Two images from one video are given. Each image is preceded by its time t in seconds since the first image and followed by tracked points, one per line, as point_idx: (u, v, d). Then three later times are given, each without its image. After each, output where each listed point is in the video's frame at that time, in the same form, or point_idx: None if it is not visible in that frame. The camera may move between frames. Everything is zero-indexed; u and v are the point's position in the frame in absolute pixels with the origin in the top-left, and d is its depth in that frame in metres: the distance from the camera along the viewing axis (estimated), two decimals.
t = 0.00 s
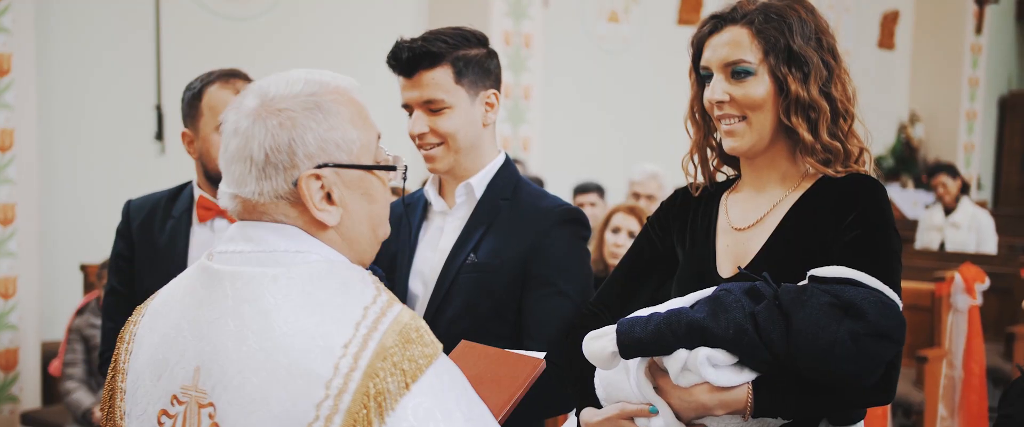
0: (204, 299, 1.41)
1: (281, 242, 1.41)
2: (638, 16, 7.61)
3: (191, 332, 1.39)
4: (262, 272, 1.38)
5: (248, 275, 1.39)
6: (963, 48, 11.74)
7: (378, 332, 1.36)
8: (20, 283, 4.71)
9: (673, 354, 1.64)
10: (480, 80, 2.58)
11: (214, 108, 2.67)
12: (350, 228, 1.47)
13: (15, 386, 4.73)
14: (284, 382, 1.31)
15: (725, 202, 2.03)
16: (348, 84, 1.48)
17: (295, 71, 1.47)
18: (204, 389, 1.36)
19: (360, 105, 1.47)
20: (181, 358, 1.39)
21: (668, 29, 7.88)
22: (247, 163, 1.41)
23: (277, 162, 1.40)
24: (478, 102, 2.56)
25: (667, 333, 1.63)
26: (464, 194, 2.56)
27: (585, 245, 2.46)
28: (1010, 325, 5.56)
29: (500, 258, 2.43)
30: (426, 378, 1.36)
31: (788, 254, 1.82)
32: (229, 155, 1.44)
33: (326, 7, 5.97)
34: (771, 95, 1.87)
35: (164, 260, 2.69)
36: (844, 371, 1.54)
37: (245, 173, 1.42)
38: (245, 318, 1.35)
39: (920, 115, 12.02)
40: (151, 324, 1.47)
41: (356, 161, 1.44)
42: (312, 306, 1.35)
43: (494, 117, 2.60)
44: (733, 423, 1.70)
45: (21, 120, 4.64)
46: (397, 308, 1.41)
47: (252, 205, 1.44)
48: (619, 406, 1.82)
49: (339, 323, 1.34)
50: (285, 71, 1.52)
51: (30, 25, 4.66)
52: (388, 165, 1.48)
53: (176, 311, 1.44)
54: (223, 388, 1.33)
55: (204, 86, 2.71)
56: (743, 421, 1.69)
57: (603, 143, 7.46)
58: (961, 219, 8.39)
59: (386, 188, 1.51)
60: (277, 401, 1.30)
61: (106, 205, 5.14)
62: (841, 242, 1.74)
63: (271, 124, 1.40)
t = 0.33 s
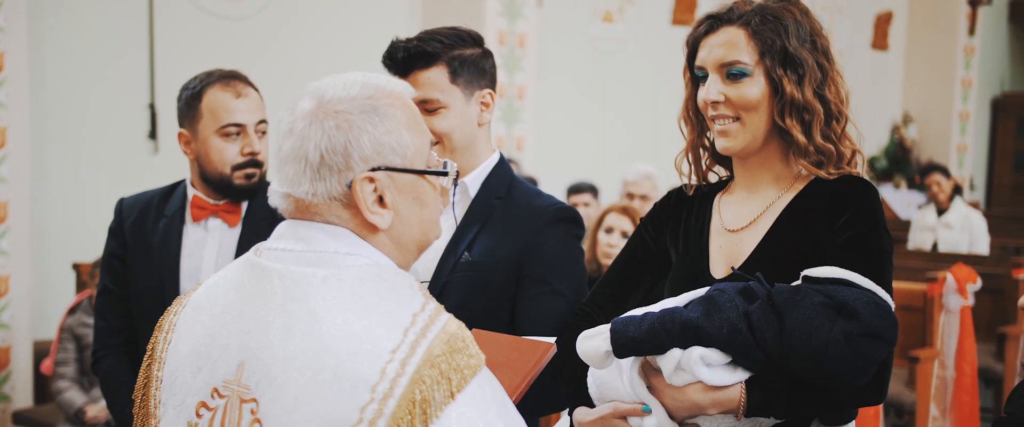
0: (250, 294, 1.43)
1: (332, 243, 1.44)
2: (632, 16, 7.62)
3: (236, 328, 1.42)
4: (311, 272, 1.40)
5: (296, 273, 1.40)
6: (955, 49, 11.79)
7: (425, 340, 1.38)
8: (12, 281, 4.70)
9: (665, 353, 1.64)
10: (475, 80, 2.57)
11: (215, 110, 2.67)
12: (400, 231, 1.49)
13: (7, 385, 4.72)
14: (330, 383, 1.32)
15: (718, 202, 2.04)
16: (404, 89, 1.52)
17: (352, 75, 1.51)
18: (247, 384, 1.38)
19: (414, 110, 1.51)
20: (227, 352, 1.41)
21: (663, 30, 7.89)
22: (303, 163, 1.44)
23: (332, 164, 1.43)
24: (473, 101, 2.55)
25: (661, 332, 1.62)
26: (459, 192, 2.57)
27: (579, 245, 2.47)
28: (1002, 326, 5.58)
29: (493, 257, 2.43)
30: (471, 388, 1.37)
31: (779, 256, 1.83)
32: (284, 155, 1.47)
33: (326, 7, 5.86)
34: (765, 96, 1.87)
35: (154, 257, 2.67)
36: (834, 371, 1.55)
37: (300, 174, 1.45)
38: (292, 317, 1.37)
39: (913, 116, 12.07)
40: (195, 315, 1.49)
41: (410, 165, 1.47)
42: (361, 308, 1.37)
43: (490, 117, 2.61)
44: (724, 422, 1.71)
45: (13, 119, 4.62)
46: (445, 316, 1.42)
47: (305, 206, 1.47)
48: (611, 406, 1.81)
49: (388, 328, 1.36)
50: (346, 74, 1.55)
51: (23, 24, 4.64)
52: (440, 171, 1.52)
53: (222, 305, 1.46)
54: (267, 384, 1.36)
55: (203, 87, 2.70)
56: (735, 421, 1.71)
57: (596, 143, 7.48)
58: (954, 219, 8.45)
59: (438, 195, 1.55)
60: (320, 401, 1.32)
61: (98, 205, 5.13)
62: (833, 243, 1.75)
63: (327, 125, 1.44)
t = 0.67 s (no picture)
0: (255, 288, 1.46)
1: (332, 235, 1.45)
2: (625, 15, 7.61)
3: (245, 319, 1.45)
4: (312, 262, 1.42)
5: (298, 265, 1.43)
6: (948, 50, 11.80)
7: (418, 320, 1.39)
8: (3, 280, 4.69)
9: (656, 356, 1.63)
10: (467, 79, 2.56)
11: (208, 109, 2.66)
12: (399, 223, 1.49)
13: None
14: (328, 365, 1.35)
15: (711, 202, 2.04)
16: (402, 87, 1.51)
17: (353, 74, 1.51)
18: (256, 372, 1.41)
19: (412, 106, 1.50)
20: (237, 344, 1.45)
21: (656, 30, 7.89)
22: (304, 159, 1.45)
23: (331, 158, 1.43)
24: (465, 100, 2.54)
25: (653, 332, 1.61)
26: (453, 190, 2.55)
27: (572, 243, 2.47)
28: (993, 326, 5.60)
29: (488, 256, 2.42)
30: (463, 365, 1.37)
31: (776, 260, 1.83)
32: (286, 152, 1.48)
33: (326, 7, 5.79)
34: (759, 96, 1.87)
35: (149, 256, 2.67)
36: (828, 369, 1.55)
37: (302, 169, 1.46)
38: (294, 305, 1.40)
39: (905, 116, 12.10)
40: (211, 313, 1.53)
41: (407, 158, 1.47)
42: (356, 293, 1.38)
43: (482, 116, 2.58)
44: (717, 422, 1.73)
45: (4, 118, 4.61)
46: (437, 297, 1.43)
47: (307, 199, 1.48)
48: (604, 405, 1.81)
49: (383, 310, 1.38)
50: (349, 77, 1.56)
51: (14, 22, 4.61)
52: (437, 163, 1.51)
53: (233, 300, 1.49)
54: (272, 370, 1.39)
55: (197, 86, 2.70)
56: (727, 420, 1.72)
57: (589, 142, 7.48)
58: (946, 219, 8.45)
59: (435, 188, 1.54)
60: (320, 383, 1.35)
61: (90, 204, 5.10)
62: (826, 243, 1.75)
63: (326, 122, 1.44)
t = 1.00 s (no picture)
0: (252, 275, 1.48)
1: (323, 221, 1.45)
2: (619, 12, 7.60)
3: (243, 306, 1.47)
4: (302, 246, 1.43)
5: (289, 249, 1.44)
6: (940, 47, 11.84)
7: (397, 292, 1.38)
8: None
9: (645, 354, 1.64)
10: (461, 75, 2.55)
11: (199, 104, 2.67)
12: (388, 211, 1.48)
13: None
14: (315, 339, 1.35)
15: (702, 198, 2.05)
16: (392, 83, 1.53)
17: (341, 71, 1.53)
18: (252, 353, 1.42)
19: (398, 100, 1.51)
20: (236, 330, 1.46)
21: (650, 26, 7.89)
22: (294, 150, 1.46)
23: (318, 149, 1.44)
24: (459, 96, 2.53)
25: (644, 330, 1.62)
26: (446, 187, 2.56)
27: (565, 238, 2.46)
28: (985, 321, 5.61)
29: (481, 252, 2.42)
30: (444, 334, 1.36)
31: (766, 258, 1.83)
32: (279, 145, 1.50)
33: (324, 7, 5.75)
34: (770, 95, 1.88)
35: (141, 251, 2.66)
36: (814, 368, 1.55)
37: (292, 160, 1.47)
38: (284, 286, 1.40)
39: (898, 113, 12.13)
40: (216, 307, 1.55)
41: (392, 148, 1.47)
42: (341, 270, 1.39)
43: (476, 112, 2.58)
44: (708, 420, 1.72)
45: None
46: (420, 271, 1.43)
47: (298, 189, 1.49)
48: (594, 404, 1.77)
49: (365, 283, 1.38)
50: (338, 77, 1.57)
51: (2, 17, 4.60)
52: (425, 153, 1.50)
53: (235, 289, 1.51)
54: (266, 349, 1.39)
55: (189, 81, 2.70)
56: (718, 417, 1.72)
57: (583, 139, 7.48)
58: (938, 215, 8.47)
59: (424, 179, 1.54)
60: (308, 356, 1.35)
61: (81, 201, 5.08)
62: (815, 238, 1.75)
63: (312, 114, 1.46)
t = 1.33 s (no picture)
0: (274, 278, 1.45)
1: (346, 222, 1.43)
2: (609, 11, 7.59)
3: (266, 309, 1.45)
4: (328, 249, 1.41)
5: (314, 252, 1.42)
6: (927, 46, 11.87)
7: (436, 295, 1.37)
8: None
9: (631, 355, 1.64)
10: (450, 75, 2.53)
11: (184, 104, 2.63)
12: (409, 211, 1.47)
13: None
14: (352, 346, 1.35)
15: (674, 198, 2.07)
16: (410, 81, 1.49)
17: (359, 69, 1.49)
18: (281, 360, 1.41)
19: (417, 97, 1.48)
20: (261, 334, 1.45)
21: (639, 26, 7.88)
22: (314, 150, 1.44)
23: (339, 148, 1.42)
24: (448, 96, 2.52)
25: (628, 336, 1.66)
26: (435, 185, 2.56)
27: (555, 238, 2.46)
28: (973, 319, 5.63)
29: (470, 252, 2.43)
30: (486, 334, 1.35)
31: (751, 254, 1.85)
32: (298, 144, 1.47)
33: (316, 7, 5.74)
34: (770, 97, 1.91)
35: (128, 251, 2.66)
36: (800, 365, 1.57)
37: (313, 160, 1.45)
38: (314, 292, 1.39)
39: (887, 112, 12.15)
40: (232, 307, 1.52)
41: (413, 147, 1.44)
42: (373, 274, 1.38)
43: (466, 111, 2.55)
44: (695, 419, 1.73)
45: None
46: (453, 271, 1.41)
47: (318, 190, 1.47)
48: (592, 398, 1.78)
49: (401, 288, 1.36)
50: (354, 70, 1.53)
51: None
52: (444, 153, 1.48)
53: (254, 291, 1.49)
54: (298, 357, 1.38)
55: (176, 80, 2.67)
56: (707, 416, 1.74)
57: (573, 137, 7.47)
58: (926, 214, 8.48)
59: (442, 177, 1.51)
60: (346, 363, 1.35)
61: (69, 201, 5.05)
62: (796, 233, 1.77)
63: (333, 114, 1.43)
